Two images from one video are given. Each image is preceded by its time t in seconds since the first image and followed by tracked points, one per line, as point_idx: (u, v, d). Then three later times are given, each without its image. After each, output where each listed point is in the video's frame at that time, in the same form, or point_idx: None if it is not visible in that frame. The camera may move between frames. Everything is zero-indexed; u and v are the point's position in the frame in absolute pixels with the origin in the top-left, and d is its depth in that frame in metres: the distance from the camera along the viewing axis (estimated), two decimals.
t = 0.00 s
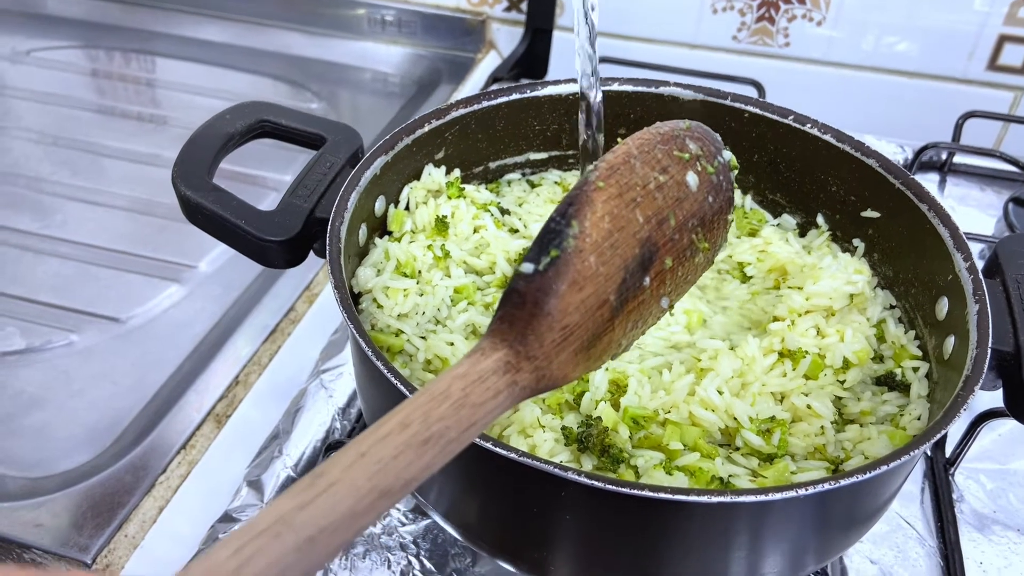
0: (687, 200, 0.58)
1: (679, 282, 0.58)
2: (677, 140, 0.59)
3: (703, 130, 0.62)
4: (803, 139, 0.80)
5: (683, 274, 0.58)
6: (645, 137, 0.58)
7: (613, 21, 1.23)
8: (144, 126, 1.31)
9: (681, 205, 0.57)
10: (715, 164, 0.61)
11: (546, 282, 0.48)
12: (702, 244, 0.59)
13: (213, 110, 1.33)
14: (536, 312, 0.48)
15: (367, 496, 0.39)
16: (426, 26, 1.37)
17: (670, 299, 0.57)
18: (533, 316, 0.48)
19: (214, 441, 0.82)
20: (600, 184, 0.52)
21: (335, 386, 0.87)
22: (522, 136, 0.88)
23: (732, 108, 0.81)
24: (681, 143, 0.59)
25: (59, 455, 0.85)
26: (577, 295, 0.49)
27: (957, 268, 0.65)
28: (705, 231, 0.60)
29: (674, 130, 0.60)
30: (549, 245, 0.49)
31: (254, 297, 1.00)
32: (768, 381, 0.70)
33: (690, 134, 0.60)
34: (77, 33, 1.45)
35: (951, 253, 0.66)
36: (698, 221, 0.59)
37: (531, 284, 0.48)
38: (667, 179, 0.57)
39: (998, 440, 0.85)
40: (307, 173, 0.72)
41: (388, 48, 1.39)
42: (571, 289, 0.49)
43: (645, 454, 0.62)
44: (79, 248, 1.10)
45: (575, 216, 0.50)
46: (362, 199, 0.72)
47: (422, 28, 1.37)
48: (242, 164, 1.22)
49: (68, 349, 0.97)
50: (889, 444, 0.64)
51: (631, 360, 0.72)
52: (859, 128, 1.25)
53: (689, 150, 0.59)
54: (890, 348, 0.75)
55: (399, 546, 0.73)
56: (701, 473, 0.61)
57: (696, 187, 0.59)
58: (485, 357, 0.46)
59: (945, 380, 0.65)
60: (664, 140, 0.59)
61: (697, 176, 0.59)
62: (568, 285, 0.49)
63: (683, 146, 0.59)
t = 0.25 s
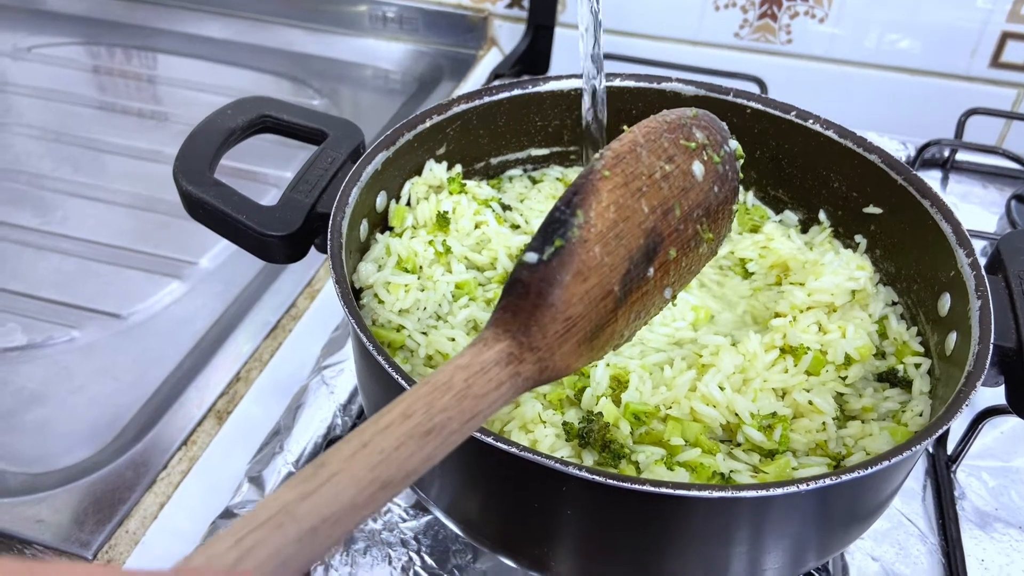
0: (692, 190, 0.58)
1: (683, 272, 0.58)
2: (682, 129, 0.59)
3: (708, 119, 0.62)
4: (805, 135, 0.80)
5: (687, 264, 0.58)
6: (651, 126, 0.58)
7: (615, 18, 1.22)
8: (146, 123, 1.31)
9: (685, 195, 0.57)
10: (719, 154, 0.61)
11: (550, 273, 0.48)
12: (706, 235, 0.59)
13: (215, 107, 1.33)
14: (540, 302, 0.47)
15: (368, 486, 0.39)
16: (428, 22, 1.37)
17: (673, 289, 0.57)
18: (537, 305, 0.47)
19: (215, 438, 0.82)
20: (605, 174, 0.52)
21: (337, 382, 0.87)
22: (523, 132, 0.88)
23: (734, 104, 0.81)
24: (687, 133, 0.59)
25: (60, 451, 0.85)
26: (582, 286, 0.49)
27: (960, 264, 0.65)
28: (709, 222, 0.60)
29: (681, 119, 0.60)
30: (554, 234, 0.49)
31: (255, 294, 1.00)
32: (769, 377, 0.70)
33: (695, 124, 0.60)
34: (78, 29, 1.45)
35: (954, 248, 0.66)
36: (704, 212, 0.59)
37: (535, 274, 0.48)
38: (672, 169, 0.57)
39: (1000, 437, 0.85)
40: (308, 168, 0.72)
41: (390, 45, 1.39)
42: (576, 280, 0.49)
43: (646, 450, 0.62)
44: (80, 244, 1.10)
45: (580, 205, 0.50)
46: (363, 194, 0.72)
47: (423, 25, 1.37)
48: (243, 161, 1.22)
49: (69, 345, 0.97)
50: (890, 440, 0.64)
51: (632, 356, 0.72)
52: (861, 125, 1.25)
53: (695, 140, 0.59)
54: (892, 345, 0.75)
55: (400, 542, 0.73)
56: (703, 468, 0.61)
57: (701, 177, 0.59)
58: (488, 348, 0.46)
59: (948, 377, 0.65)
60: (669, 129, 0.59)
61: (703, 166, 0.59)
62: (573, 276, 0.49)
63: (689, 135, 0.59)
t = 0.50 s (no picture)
0: (701, 182, 0.58)
1: (689, 263, 0.59)
2: (693, 119, 0.59)
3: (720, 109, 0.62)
4: (809, 131, 0.80)
5: (694, 256, 0.59)
6: (662, 115, 0.58)
7: (617, 15, 1.22)
8: (148, 119, 1.30)
9: (693, 189, 0.57)
10: (729, 146, 0.61)
11: (558, 265, 0.49)
12: (713, 227, 0.60)
13: (216, 103, 1.33)
14: (547, 296, 0.49)
15: (377, 477, 0.39)
16: (430, 19, 1.37)
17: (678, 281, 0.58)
18: (544, 298, 0.49)
19: (216, 434, 0.82)
20: (616, 164, 0.53)
21: (338, 378, 0.87)
22: (525, 128, 0.88)
23: (737, 99, 0.81)
24: (697, 124, 0.59)
25: (62, 447, 0.85)
26: (589, 279, 0.50)
27: (964, 260, 0.64)
28: (716, 214, 0.60)
29: (691, 110, 0.60)
30: (563, 226, 0.50)
31: (257, 289, 1.00)
32: (773, 373, 0.69)
33: (706, 114, 0.60)
34: (80, 25, 1.44)
35: (958, 244, 0.65)
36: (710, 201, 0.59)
37: (543, 266, 0.49)
38: (682, 161, 0.57)
39: (1003, 435, 0.84)
40: (310, 163, 0.72)
41: (391, 41, 1.39)
42: (584, 273, 0.50)
43: (649, 446, 0.62)
44: (81, 240, 1.10)
45: (589, 196, 0.51)
46: (365, 189, 0.72)
47: (425, 21, 1.37)
48: (245, 157, 1.22)
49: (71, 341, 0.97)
50: (894, 436, 0.64)
51: (635, 353, 0.71)
52: (865, 122, 1.24)
53: (705, 131, 0.59)
54: (896, 341, 0.74)
55: (402, 538, 0.72)
56: (706, 465, 0.60)
57: (710, 169, 0.59)
58: (495, 340, 0.47)
59: (952, 373, 0.65)
60: (680, 119, 0.59)
61: (711, 158, 0.59)
62: (581, 269, 0.50)
63: (699, 126, 0.59)
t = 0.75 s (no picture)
0: (759, 152, 0.56)
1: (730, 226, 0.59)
2: (763, 79, 0.57)
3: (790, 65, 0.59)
4: (813, 132, 0.80)
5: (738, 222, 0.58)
6: (732, 73, 0.56)
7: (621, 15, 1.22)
8: (151, 118, 1.31)
9: (749, 160, 0.56)
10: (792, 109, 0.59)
11: (608, 234, 0.49)
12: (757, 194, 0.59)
13: (220, 103, 1.33)
14: (592, 267, 0.49)
15: (409, 449, 0.42)
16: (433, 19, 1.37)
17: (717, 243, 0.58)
18: (587, 269, 0.49)
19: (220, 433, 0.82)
20: (676, 135, 0.52)
21: (342, 379, 0.87)
22: (529, 128, 0.87)
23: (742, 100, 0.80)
24: (766, 85, 0.57)
25: (66, 445, 0.85)
26: (638, 250, 0.50)
27: (970, 261, 0.64)
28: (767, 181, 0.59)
29: (764, 68, 0.57)
30: (620, 193, 0.49)
31: (261, 289, 1.00)
32: (778, 374, 0.69)
33: (777, 72, 0.58)
34: (84, 25, 1.45)
35: (963, 246, 0.65)
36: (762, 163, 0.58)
37: (594, 229, 0.49)
38: (743, 129, 0.55)
39: (1007, 436, 0.84)
40: (315, 163, 0.72)
41: (394, 41, 1.38)
42: (633, 244, 0.49)
43: (654, 447, 0.62)
44: (85, 239, 1.10)
45: (647, 165, 0.51)
46: (369, 189, 0.72)
47: (428, 21, 1.37)
48: (248, 156, 1.22)
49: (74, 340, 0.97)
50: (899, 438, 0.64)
51: (640, 353, 0.71)
52: (869, 123, 1.24)
53: (771, 95, 0.57)
54: (901, 343, 0.74)
55: (405, 538, 0.72)
56: (711, 466, 0.60)
57: (770, 137, 0.57)
58: (537, 309, 0.48)
59: (958, 374, 0.64)
60: (751, 78, 0.56)
61: (774, 124, 0.57)
62: (631, 240, 0.49)
63: (767, 87, 0.57)
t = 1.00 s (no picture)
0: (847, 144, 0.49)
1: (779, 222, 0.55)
2: (865, 62, 0.49)
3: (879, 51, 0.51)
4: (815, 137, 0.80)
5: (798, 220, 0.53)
6: (837, 55, 0.48)
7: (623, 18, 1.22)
8: (154, 120, 1.31)
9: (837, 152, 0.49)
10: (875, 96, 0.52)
11: (700, 224, 0.45)
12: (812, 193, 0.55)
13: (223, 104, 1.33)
14: (679, 257, 0.44)
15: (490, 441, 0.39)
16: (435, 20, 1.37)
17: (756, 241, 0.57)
18: (673, 259, 0.44)
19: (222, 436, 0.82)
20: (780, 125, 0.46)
21: (345, 382, 0.86)
22: (531, 132, 0.87)
23: (744, 104, 0.81)
24: (866, 74, 0.49)
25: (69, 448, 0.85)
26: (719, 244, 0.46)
27: (971, 267, 0.64)
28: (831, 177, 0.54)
29: (867, 50, 0.49)
30: (714, 184, 0.45)
31: (263, 292, 1.00)
32: (779, 380, 0.70)
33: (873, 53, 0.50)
34: (87, 26, 1.45)
35: (965, 251, 0.65)
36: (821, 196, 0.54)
37: (684, 220, 0.45)
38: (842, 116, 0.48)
39: (1009, 441, 0.84)
40: (318, 168, 0.72)
41: (397, 42, 1.38)
42: (718, 239, 0.46)
43: (655, 453, 0.62)
44: (88, 241, 1.10)
45: (750, 153, 0.46)
46: (371, 194, 0.72)
47: (430, 23, 1.37)
48: (250, 158, 1.22)
49: (77, 343, 0.97)
50: (900, 444, 0.64)
51: (641, 359, 0.72)
52: (871, 125, 1.24)
53: (868, 84, 0.49)
54: (903, 348, 0.75)
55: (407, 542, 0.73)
56: (712, 472, 0.61)
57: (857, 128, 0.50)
58: (616, 300, 0.43)
59: (959, 380, 0.65)
60: (855, 60, 0.48)
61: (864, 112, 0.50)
62: (717, 234, 0.45)
63: (865, 76, 0.49)
